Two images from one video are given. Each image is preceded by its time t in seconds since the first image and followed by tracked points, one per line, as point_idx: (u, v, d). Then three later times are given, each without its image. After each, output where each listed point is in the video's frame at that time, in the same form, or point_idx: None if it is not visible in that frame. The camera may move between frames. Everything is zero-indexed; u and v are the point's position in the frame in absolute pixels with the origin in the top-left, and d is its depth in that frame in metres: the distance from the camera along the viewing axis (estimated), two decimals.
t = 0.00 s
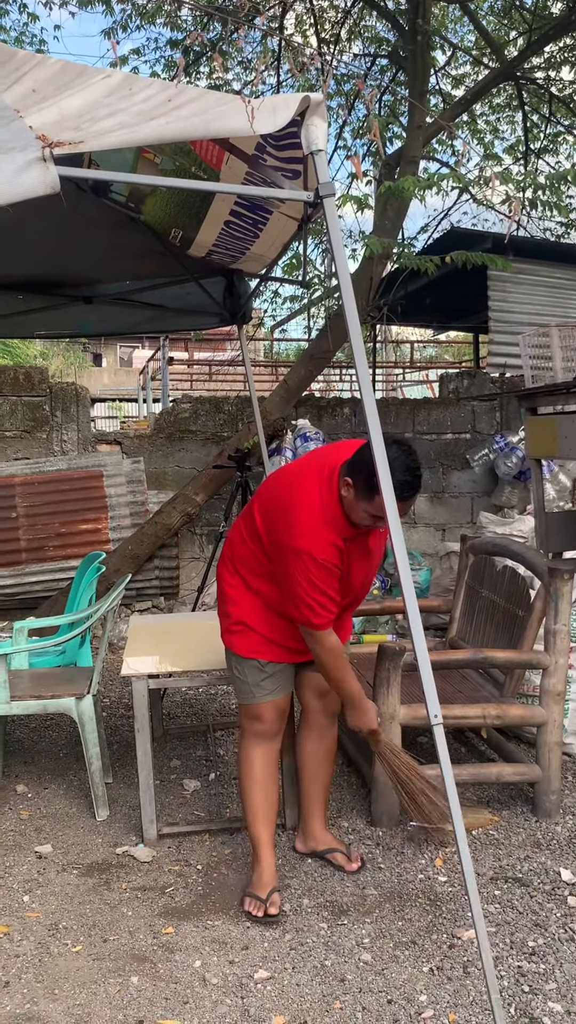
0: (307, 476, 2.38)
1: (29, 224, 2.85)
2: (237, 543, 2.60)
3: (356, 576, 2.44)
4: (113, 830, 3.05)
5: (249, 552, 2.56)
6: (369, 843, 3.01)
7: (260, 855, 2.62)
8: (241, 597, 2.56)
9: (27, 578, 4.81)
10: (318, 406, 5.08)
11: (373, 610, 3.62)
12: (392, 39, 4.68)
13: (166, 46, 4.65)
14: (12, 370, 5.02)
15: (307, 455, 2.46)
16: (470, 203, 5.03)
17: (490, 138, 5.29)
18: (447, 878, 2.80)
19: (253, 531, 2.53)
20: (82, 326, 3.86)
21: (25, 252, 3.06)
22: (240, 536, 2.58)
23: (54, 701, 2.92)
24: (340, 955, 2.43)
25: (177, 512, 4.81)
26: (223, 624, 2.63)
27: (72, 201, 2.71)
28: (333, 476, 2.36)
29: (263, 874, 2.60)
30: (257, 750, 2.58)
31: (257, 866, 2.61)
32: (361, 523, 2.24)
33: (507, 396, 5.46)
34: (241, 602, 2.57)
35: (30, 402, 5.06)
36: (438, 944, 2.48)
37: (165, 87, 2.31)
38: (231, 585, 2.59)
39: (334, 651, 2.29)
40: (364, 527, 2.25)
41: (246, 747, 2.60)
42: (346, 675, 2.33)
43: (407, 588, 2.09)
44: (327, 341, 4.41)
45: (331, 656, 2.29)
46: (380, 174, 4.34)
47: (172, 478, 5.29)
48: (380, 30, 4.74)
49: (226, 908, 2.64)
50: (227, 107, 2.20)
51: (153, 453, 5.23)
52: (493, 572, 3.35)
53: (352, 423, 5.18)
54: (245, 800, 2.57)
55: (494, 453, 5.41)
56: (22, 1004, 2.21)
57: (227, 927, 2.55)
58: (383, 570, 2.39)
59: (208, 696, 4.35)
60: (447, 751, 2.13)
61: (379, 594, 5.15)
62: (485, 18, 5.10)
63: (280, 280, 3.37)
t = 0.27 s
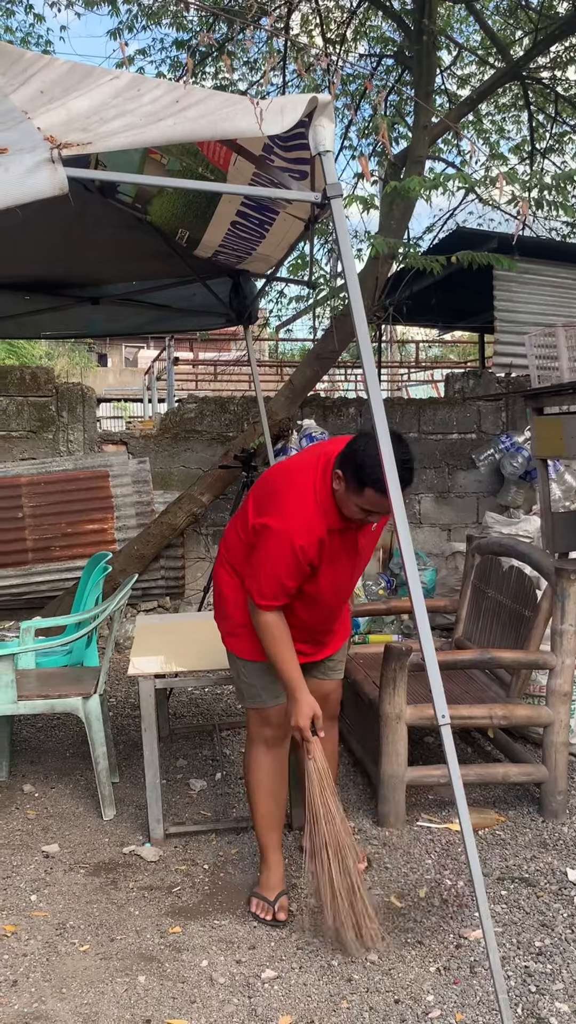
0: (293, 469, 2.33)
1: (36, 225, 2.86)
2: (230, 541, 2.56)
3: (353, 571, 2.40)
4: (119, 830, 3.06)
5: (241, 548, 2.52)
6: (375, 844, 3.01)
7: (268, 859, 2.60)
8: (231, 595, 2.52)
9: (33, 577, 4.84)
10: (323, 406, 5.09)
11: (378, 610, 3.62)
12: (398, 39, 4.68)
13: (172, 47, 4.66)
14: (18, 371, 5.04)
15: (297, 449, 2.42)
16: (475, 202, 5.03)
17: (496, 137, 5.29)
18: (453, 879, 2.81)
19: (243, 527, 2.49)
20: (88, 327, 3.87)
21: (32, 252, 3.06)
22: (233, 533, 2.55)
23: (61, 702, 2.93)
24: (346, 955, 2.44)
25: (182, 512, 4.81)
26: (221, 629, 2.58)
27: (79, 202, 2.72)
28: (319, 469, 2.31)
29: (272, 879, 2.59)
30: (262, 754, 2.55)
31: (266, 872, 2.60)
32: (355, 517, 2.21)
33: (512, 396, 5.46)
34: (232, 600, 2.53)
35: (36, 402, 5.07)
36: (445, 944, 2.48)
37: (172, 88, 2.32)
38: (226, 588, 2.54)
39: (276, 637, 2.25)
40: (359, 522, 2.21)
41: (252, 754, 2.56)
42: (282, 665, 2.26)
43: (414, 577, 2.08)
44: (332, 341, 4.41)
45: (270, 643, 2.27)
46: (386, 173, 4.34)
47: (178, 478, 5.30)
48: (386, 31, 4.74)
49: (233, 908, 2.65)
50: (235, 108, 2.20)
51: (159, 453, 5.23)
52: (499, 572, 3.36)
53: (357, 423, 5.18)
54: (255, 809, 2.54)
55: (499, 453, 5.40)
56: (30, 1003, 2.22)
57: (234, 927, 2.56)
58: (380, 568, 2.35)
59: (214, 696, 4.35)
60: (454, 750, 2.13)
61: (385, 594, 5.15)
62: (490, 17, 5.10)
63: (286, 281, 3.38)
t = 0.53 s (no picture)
0: (285, 478, 2.31)
1: (46, 226, 2.86)
2: (231, 547, 2.57)
3: (354, 571, 2.37)
4: (128, 829, 3.07)
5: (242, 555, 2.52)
6: (383, 844, 3.01)
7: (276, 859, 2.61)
8: (235, 602, 2.53)
9: (42, 577, 4.87)
10: (331, 406, 5.09)
11: (387, 610, 3.62)
12: (406, 38, 4.68)
13: (181, 47, 4.66)
14: (27, 371, 5.05)
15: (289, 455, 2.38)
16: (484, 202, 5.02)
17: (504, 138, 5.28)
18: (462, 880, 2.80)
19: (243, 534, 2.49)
20: (97, 327, 3.87)
21: (41, 253, 3.07)
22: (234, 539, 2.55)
23: (71, 702, 2.93)
24: (354, 955, 2.44)
25: (190, 512, 4.82)
26: (227, 637, 2.59)
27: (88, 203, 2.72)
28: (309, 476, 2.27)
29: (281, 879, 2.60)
30: (268, 760, 2.54)
31: (275, 871, 2.62)
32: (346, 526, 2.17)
33: (520, 396, 5.45)
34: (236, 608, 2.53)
35: (45, 402, 5.08)
36: (454, 944, 2.48)
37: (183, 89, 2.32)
38: (230, 596, 2.54)
39: (314, 664, 2.20)
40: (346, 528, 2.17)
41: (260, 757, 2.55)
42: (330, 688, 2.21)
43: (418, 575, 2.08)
44: (341, 341, 4.41)
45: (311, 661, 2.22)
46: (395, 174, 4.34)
47: (186, 478, 5.30)
48: (395, 31, 4.74)
49: (242, 908, 2.65)
50: (246, 109, 2.20)
51: (167, 453, 5.24)
52: (508, 572, 3.35)
53: (365, 423, 5.18)
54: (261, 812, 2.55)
55: (507, 453, 5.39)
56: (40, 1001, 2.23)
57: (243, 927, 2.56)
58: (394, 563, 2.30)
59: (221, 696, 4.36)
60: (464, 750, 2.12)
61: (392, 594, 5.15)
62: (499, 17, 5.09)
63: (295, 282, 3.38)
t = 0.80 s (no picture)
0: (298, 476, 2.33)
1: (56, 225, 2.86)
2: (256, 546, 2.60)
3: (364, 573, 2.33)
4: (136, 828, 3.07)
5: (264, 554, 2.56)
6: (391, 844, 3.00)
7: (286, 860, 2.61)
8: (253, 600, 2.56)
9: (51, 576, 4.88)
10: (339, 406, 5.08)
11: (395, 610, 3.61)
12: (416, 38, 4.67)
13: (189, 46, 4.65)
14: (35, 370, 5.05)
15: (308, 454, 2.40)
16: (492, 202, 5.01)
17: (513, 137, 5.27)
18: (471, 880, 2.80)
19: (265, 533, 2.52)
20: (106, 326, 3.88)
21: (50, 252, 3.07)
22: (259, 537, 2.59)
23: (79, 701, 2.93)
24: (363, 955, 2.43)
25: (198, 512, 4.82)
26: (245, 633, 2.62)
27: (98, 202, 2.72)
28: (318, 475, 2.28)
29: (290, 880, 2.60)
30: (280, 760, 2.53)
31: (284, 871, 2.62)
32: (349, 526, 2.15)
33: (529, 396, 5.44)
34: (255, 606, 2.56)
35: (53, 401, 5.08)
36: (463, 945, 2.47)
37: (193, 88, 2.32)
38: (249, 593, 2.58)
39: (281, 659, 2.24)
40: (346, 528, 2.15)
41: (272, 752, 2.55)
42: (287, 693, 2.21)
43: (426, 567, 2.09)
44: (349, 340, 4.41)
45: (276, 667, 2.25)
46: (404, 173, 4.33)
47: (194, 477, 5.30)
48: (404, 29, 4.73)
49: (251, 907, 2.65)
50: (256, 108, 2.20)
51: (175, 453, 5.24)
52: (517, 573, 3.34)
53: (373, 423, 5.17)
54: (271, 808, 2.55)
55: (516, 453, 5.38)
56: (49, 999, 2.23)
57: (251, 926, 2.56)
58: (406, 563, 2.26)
59: (229, 695, 4.36)
60: (474, 751, 2.11)
61: (400, 594, 5.14)
62: (508, 16, 5.08)
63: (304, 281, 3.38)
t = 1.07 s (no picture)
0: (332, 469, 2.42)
1: (64, 226, 2.87)
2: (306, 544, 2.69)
3: (383, 570, 2.31)
4: (143, 827, 3.07)
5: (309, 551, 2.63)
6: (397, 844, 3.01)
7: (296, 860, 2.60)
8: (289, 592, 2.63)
9: (58, 576, 4.89)
10: (345, 406, 5.09)
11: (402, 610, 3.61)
12: (423, 38, 4.66)
13: (196, 47, 4.66)
14: (42, 370, 5.06)
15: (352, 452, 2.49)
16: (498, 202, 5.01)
17: (519, 138, 5.26)
18: (476, 881, 2.80)
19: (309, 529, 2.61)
20: (113, 327, 3.88)
21: (58, 254, 3.08)
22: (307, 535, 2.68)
23: (85, 701, 2.94)
24: (368, 955, 2.44)
25: (204, 512, 4.82)
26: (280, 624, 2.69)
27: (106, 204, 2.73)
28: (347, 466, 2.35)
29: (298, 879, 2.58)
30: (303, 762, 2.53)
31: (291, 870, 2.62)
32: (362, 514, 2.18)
33: (535, 397, 5.43)
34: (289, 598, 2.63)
35: (60, 401, 5.09)
36: (468, 946, 2.47)
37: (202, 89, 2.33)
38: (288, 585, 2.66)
39: (282, 610, 2.44)
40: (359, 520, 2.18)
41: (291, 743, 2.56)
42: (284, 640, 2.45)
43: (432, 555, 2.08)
44: (355, 341, 4.41)
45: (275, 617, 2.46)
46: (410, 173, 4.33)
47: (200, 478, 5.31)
48: (410, 30, 4.73)
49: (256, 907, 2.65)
50: (263, 110, 2.20)
51: (181, 453, 5.25)
52: (524, 573, 3.34)
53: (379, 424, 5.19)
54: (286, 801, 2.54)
55: (522, 453, 5.38)
56: (55, 998, 2.24)
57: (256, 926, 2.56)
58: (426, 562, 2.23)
59: (235, 695, 4.36)
60: (481, 751, 2.11)
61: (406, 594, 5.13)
62: (515, 17, 5.07)
63: (310, 282, 3.38)
